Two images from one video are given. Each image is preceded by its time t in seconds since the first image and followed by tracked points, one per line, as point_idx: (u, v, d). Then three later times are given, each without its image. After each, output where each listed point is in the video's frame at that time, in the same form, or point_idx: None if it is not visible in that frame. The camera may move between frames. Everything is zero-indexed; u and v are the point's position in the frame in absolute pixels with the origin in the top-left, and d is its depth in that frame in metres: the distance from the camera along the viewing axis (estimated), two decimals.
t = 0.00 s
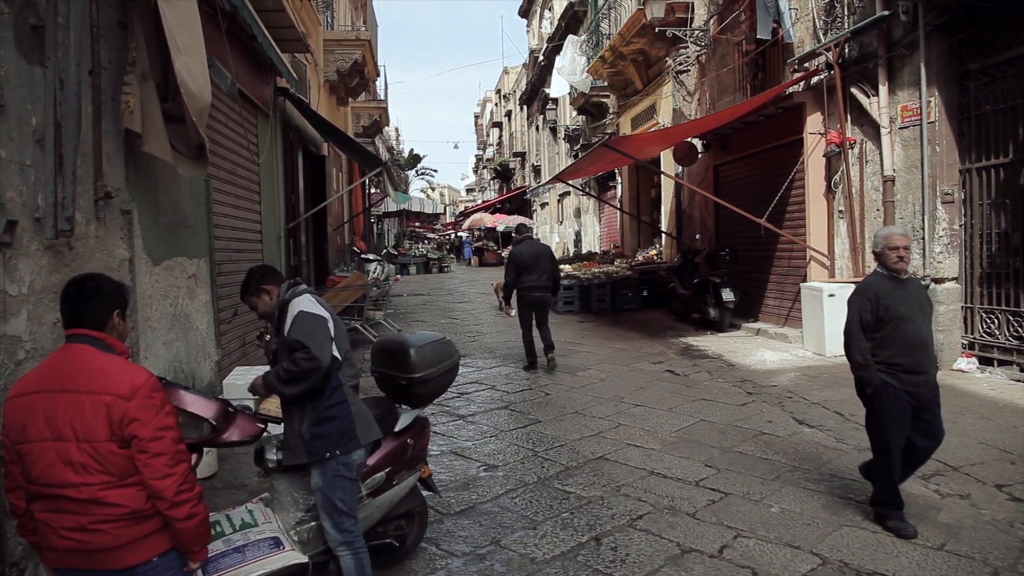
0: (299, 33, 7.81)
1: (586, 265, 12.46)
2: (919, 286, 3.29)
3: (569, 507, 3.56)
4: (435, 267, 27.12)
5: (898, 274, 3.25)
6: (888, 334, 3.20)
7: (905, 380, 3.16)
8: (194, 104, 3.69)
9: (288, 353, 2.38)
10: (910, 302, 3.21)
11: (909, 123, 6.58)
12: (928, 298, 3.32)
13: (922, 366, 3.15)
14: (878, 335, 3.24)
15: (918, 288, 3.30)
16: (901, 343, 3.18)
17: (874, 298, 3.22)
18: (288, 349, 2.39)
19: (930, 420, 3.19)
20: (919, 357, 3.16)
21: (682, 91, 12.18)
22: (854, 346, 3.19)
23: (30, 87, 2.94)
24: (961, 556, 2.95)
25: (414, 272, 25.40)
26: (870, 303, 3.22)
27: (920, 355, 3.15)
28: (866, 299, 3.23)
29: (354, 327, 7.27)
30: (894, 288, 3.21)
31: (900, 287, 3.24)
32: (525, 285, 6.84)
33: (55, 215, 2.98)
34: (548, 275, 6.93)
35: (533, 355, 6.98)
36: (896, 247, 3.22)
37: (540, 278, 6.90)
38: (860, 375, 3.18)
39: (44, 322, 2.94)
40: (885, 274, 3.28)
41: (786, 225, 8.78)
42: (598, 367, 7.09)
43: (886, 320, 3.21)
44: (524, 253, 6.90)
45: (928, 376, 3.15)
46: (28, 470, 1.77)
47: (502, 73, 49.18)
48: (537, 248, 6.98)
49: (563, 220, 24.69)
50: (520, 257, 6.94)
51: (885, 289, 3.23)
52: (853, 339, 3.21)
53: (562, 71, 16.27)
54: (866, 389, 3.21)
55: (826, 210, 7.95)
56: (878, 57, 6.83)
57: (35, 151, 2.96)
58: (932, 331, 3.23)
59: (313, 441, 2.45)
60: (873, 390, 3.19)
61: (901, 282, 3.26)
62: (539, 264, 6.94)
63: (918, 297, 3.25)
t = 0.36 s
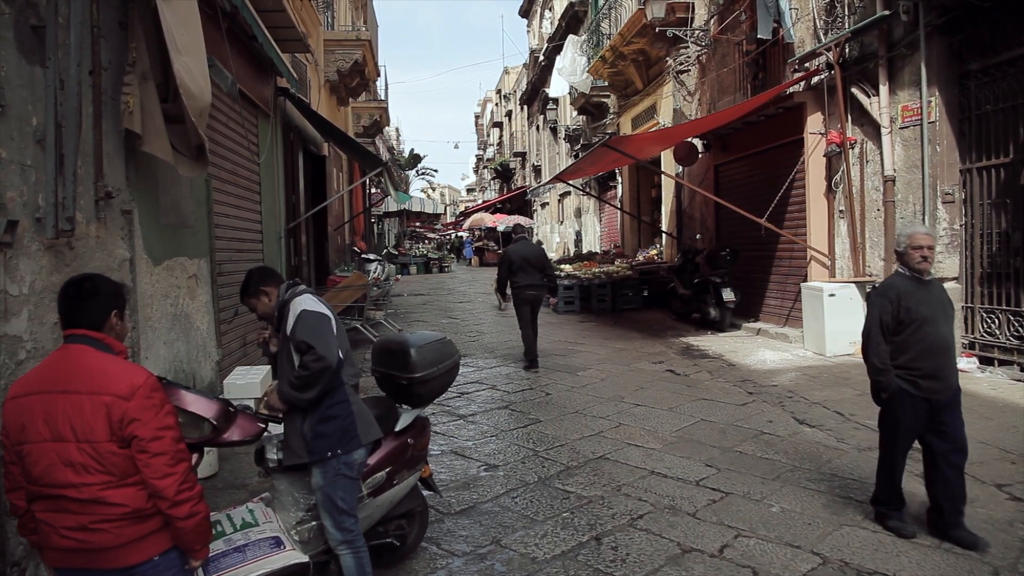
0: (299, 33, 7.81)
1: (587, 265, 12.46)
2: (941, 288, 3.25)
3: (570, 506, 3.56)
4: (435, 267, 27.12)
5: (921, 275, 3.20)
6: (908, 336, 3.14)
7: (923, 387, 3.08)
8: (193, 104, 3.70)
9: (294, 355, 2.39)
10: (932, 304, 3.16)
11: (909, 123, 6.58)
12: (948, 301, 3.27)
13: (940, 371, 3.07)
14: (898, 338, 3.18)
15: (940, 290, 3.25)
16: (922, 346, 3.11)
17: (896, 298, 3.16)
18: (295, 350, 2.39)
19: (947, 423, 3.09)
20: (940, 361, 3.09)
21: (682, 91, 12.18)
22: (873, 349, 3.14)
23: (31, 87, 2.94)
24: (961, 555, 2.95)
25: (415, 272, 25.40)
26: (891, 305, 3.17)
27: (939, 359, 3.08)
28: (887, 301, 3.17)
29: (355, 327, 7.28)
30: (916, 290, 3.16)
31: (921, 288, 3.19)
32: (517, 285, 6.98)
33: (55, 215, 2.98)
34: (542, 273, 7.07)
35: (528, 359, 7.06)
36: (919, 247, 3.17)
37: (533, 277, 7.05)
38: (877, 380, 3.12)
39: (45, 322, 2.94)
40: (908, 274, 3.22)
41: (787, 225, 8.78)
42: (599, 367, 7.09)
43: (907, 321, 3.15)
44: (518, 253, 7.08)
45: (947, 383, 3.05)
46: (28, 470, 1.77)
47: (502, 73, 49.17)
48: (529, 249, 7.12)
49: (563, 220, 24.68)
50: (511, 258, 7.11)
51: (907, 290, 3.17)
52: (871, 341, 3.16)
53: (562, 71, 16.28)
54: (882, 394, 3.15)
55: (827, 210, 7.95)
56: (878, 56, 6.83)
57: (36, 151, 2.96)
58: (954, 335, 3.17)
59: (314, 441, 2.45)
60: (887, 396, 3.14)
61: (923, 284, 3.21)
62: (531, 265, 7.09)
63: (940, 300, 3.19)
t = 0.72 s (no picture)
0: (300, 33, 7.81)
1: (587, 264, 12.46)
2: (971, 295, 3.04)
3: (570, 506, 3.56)
4: (436, 267, 27.10)
5: (948, 281, 3.01)
6: (932, 347, 2.98)
7: (947, 398, 2.93)
8: (192, 103, 3.69)
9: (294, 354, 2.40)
10: (959, 312, 2.97)
11: (910, 123, 6.58)
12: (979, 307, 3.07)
13: (965, 382, 2.91)
14: (921, 347, 3.02)
15: (970, 296, 3.04)
16: (946, 357, 2.95)
17: (919, 307, 2.99)
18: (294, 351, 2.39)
19: (970, 436, 2.92)
20: (964, 373, 2.92)
21: (683, 91, 12.18)
22: (894, 359, 3.01)
23: (32, 86, 2.94)
24: (960, 555, 2.95)
25: (415, 272, 25.39)
26: (915, 313, 3.00)
27: (964, 371, 2.92)
28: (910, 308, 3.01)
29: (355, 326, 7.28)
30: (941, 297, 2.98)
31: (949, 296, 3.00)
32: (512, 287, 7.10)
33: (56, 215, 2.98)
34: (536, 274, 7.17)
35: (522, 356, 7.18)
36: (946, 254, 2.98)
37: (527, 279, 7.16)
38: (898, 390, 2.99)
39: (45, 322, 2.94)
40: (933, 280, 3.04)
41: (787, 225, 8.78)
42: (599, 367, 7.09)
43: (931, 330, 2.98)
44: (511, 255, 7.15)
45: (971, 395, 2.90)
46: (29, 470, 1.77)
47: (503, 72, 49.15)
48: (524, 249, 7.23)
49: (563, 220, 24.67)
50: (504, 258, 7.22)
51: (932, 297, 2.99)
52: (893, 351, 3.02)
53: (563, 71, 16.27)
54: (902, 404, 3.00)
55: (827, 210, 7.95)
56: (879, 57, 6.83)
57: (36, 150, 2.96)
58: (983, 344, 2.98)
59: (316, 439, 2.45)
60: (909, 406, 2.98)
61: (950, 291, 3.02)
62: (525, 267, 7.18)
63: (968, 308, 3.00)
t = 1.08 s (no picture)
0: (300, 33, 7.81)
1: (588, 264, 12.46)
2: (1005, 300, 2.96)
3: (571, 505, 3.56)
4: (436, 267, 27.10)
5: (981, 285, 2.93)
6: (964, 352, 2.90)
7: (979, 406, 2.83)
8: (192, 104, 3.69)
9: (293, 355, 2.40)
10: (992, 317, 2.89)
11: (910, 122, 6.58)
12: (1016, 313, 2.97)
13: (999, 390, 2.81)
14: (951, 353, 2.94)
15: (1005, 302, 2.96)
16: (978, 363, 2.86)
17: (949, 311, 2.92)
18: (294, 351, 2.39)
19: (1009, 450, 2.84)
20: (997, 379, 2.82)
21: (683, 90, 12.18)
22: (923, 364, 2.93)
23: (32, 87, 2.95)
24: (960, 554, 2.95)
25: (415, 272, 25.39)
26: (945, 316, 2.92)
27: (999, 378, 2.82)
28: (941, 312, 2.93)
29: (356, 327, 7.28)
30: (972, 301, 2.90)
31: (982, 301, 2.92)
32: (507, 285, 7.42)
33: (56, 215, 2.99)
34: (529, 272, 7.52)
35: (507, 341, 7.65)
36: (978, 257, 2.90)
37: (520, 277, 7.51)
38: (928, 398, 2.92)
39: (46, 322, 2.94)
40: (965, 284, 2.97)
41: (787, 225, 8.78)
42: (600, 367, 7.08)
43: (962, 335, 2.90)
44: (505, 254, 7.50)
45: (1005, 402, 2.80)
46: (30, 471, 1.77)
47: (503, 72, 49.14)
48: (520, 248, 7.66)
49: (564, 220, 24.67)
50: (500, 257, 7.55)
51: (964, 301, 2.92)
52: (922, 356, 2.94)
53: (563, 71, 16.26)
54: (932, 412, 2.93)
55: (827, 209, 7.95)
56: (879, 56, 6.83)
57: (37, 151, 2.97)
58: (1019, 351, 2.88)
59: (319, 439, 2.45)
60: (938, 414, 2.92)
61: (984, 296, 2.94)
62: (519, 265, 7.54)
63: (1002, 313, 2.91)
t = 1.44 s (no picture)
0: (301, 32, 7.81)
1: (588, 264, 12.45)
2: None
3: (571, 505, 3.56)
4: (436, 266, 27.10)
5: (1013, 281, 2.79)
6: (992, 352, 2.77)
7: (1009, 408, 2.72)
8: (191, 103, 3.69)
9: (295, 353, 2.40)
10: None
11: (911, 123, 6.57)
12: None
13: None
14: (978, 353, 2.81)
15: None
16: (1006, 363, 2.73)
17: (976, 308, 2.79)
18: (296, 350, 2.39)
19: None
20: None
21: (683, 90, 12.17)
22: (947, 363, 2.79)
23: (32, 86, 2.95)
24: (960, 554, 2.95)
25: (416, 271, 25.40)
26: (971, 314, 2.79)
27: None
28: (966, 310, 2.80)
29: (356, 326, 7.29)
30: (1001, 298, 2.77)
31: (1012, 297, 2.77)
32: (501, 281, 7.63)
33: (57, 214, 2.99)
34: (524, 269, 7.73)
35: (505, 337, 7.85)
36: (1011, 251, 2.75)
37: (516, 273, 7.72)
38: (955, 397, 2.78)
39: (47, 322, 2.94)
40: (994, 281, 2.82)
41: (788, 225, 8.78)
42: (600, 367, 7.08)
43: (989, 334, 2.77)
44: (501, 253, 7.70)
45: None
46: (31, 470, 1.78)
47: (504, 72, 49.15)
48: (516, 247, 7.70)
49: (564, 219, 24.67)
50: (496, 255, 7.73)
51: (991, 299, 2.78)
52: (947, 354, 2.80)
53: (564, 71, 16.27)
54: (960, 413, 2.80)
55: (828, 209, 7.95)
56: (880, 56, 6.82)
57: (38, 150, 2.97)
58: None
59: (324, 436, 2.45)
60: (968, 415, 2.79)
61: (1015, 293, 2.79)
62: (514, 262, 7.73)
63: None
